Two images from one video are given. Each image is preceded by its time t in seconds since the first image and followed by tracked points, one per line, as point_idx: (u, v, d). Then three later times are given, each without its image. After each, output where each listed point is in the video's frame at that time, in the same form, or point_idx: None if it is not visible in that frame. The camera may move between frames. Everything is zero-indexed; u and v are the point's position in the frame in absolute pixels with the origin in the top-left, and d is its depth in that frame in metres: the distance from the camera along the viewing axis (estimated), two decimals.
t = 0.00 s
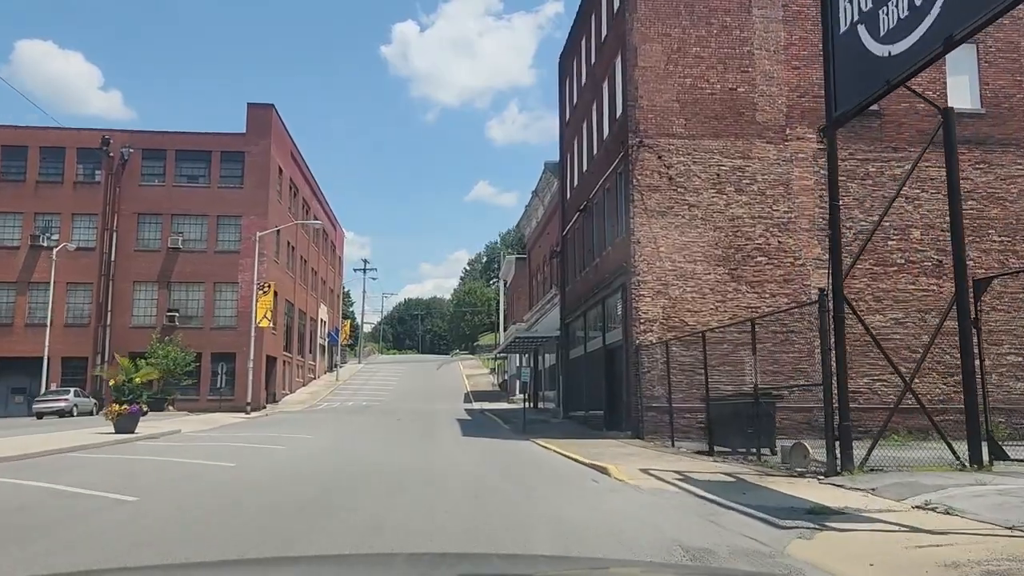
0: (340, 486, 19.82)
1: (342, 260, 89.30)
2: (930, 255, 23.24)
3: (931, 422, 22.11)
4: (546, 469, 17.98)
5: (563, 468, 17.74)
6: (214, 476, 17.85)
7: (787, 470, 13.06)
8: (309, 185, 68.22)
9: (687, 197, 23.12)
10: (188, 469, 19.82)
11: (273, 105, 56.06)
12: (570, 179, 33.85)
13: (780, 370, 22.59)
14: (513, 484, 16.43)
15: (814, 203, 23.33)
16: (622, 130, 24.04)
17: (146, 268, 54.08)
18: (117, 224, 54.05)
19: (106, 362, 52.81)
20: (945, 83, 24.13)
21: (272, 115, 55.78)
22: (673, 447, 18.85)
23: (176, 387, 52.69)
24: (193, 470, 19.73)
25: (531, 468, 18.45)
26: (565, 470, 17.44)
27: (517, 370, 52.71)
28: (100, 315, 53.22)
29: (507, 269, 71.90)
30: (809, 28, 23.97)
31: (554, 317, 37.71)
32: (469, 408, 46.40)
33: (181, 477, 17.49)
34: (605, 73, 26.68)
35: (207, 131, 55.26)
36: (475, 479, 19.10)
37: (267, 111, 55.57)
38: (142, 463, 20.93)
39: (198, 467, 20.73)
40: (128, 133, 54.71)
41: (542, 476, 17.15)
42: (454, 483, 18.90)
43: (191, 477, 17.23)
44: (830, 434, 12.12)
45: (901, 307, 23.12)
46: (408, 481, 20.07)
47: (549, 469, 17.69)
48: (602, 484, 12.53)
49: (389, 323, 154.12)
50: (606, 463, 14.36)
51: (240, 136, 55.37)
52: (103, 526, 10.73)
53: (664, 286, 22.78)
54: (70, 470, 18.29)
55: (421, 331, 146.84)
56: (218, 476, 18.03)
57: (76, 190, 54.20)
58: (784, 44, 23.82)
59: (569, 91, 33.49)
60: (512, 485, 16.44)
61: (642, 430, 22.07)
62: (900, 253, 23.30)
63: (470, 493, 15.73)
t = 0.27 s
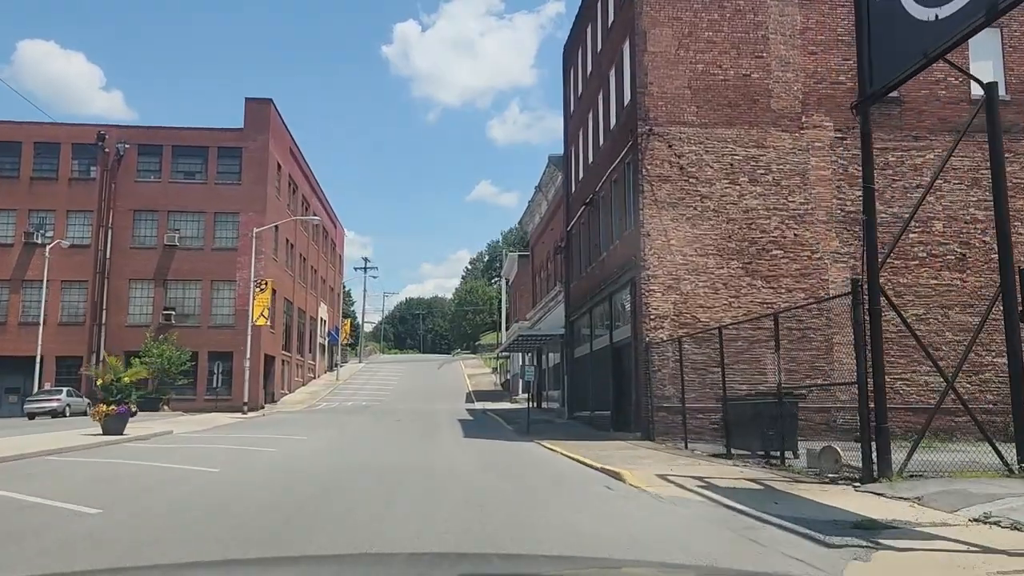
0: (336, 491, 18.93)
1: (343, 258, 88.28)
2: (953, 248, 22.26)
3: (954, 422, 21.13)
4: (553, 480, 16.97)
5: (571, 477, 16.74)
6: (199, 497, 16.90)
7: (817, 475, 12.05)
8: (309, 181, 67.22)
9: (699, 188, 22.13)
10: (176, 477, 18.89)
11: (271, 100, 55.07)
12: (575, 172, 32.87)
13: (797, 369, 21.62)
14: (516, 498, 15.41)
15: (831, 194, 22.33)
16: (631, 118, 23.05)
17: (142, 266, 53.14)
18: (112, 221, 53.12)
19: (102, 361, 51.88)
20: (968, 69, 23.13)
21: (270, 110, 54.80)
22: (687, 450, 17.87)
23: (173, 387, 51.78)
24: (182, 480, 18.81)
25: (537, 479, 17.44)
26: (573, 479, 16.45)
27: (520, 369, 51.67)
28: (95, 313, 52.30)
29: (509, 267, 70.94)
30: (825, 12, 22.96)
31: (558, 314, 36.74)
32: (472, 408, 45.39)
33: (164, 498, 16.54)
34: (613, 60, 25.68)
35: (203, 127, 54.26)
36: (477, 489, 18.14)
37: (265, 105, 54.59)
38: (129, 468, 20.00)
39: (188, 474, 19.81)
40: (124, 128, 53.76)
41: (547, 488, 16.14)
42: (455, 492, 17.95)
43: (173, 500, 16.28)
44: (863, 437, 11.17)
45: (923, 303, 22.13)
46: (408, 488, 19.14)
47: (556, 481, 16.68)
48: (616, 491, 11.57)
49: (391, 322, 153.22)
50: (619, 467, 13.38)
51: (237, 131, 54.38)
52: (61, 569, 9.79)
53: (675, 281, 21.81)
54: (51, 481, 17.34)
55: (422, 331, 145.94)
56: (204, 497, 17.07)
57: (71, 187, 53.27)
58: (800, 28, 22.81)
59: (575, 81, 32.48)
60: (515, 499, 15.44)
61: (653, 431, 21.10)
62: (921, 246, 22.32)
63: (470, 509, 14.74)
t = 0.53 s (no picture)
0: (333, 490, 18.03)
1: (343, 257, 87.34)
2: (978, 242, 21.29)
3: (980, 423, 20.17)
4: (561, 482, 16.02)
5: (581, 479, 15.76)
6: (188, 498, 15.98)
7: (851, 482, 11.08)
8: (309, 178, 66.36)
9: (713, 178, 21.16)
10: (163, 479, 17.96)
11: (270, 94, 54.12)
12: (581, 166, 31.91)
13: (815, 367, 20.65)
14: (521, 502, 14.45)
15: (851, 184, 21.36)
16: (641, 105, 22.09)
17: (138, 263, 52.22)
18: (108, 217, 52.19)
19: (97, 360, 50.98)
20: (992, 55, 22.15)
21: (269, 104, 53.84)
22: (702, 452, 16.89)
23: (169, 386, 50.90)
24: (169, 482, 17.88)
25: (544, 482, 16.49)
26: (581, 481, 15.48)
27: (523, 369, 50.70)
28: (91, 312, 51.42)
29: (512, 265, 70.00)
30: None
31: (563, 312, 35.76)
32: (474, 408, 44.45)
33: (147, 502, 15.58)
34: (621, 46, 24.72)
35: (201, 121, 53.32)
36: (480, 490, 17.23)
37: (264, 100, 53.67)
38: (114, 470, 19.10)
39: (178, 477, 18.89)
40: (120, 124, 52.81)
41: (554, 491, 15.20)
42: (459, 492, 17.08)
43: (159, 500, 15.37)
44: (904, 440, 10.21)
45: (946, 298, 21.15)
46: (409, 491, 18.18)
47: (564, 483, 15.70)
48: (634, 501, 10.53)
49: (392, 322, 152.31)
50: (634, 474, 12.38)
51: (235, 126, 53.43)
52: None
53: (688, 275, 20.84)
54: (31, 482, 16.42)
55: (424, 330, 145.00)
56: (192, 499, 16.17)
57: (66, 183, 52.33)
58: (818, 12, 21.82)
59: (581, 71, 31.50)
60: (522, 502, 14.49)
61: (664, 433, 20.13)
62: (945, 239, 21.34)
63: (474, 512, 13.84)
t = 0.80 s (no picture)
0: (328, 492, 17.07)
1: (344, 256, 86.43)
2: (1004, 235, 20.29)
3: (1008, 425, 19.18)
4: (570, 484, 15.05)
5: (591, 481, 14.80)
6: (172, 501, 15.06)
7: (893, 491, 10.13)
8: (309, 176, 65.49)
9: (726, 168, 20.19)
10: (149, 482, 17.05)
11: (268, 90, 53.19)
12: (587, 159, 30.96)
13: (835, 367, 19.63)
14: (528, 506, 13.50)
15: (872, 174, 20.36)
16: (651, 92, 21.14)
17: (135, 261, 51.29)
18: (104, 215, 51.29)
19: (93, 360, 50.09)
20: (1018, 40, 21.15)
21: (268, 100, 52.93)
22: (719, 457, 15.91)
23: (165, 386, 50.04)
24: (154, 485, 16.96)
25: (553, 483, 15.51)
26: (592, 483, 14.50)
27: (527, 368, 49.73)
28: (86, 310, 50.53)
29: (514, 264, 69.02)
30: None
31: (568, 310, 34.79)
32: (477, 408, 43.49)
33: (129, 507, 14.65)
34: (629, 33, 23.77)
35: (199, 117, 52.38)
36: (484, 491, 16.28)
37: (263, 95, 52.74)
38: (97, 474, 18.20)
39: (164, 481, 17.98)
40: (116, 119, 52.00)
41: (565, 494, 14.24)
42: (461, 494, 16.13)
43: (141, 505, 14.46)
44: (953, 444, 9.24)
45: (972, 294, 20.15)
46: (407, 494, 17.22)
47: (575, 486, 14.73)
48: (655, 510, 9.56)
49: (394, 322, 151.39)
50: (652, 481, 11.40)
51: (233, 122, 52.51)
52: None
53: (701, 270, 19.87)
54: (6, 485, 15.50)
55: (426, 330, 144.06)
56: (177, 502, 15.26)
57: (61, 179, 51.47)
58: None
59: (587, 61, 30.55)
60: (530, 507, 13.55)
61: (676, 436, 19.15)
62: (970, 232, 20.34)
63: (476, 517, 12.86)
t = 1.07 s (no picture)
0: (324, 497, 16.09)
1: (345, 255, 85.48)
2: None
3: None
4: (583, 489, 14.10)
5: (605, 485, 13.84)
6: (155, 515, 14.13)
7: (941, 501, 9.17)
8: (308, 173, 64.55)
9: (742, 157, 19.21)
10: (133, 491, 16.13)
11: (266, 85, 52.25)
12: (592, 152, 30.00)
13: (857, 365, 18.66)
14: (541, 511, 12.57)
15: (895, 162, 19.37)
16: (662, 78, 20.15)
17: (130, 260, 50.33)
18: (100, 212, 50.37)
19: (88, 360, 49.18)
20: None
21: (266, 95, 52.00)
22: (738, 461, 14.98)
23: (163, 386, 49.18)
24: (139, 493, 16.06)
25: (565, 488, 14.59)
26: (607, 486, 13.55)
27: (530, 367, 48.83)
28: (82, 310, 49.64)
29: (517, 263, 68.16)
30: None
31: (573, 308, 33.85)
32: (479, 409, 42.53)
33: (109, 519, 13.69)
34: (638, 19, 22.82)
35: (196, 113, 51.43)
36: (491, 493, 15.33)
37: (261, 91, 51.80)
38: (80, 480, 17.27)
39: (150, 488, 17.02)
40: (112, 115, 50.94)
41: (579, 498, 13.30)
42: (467, 496, 15.20)
43: (120, 519, 13.55)
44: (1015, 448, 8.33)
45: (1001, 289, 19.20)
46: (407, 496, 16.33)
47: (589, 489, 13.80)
48: (679, 523, 8.59)
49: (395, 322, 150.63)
50: (673, 490, 10.44)
51: (231, 118, 51.61)
52: None
53: (715, 264, 18.88)
54: None
55: (427, 330, 143.27)
56: (159, 514, 14.33)
57: (56, 177, 50.59)
58: None
59: (594, 50, 29.58)
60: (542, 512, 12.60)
61: (691, 438, 18.21)
62: (998, 224, 19.42)
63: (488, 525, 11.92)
